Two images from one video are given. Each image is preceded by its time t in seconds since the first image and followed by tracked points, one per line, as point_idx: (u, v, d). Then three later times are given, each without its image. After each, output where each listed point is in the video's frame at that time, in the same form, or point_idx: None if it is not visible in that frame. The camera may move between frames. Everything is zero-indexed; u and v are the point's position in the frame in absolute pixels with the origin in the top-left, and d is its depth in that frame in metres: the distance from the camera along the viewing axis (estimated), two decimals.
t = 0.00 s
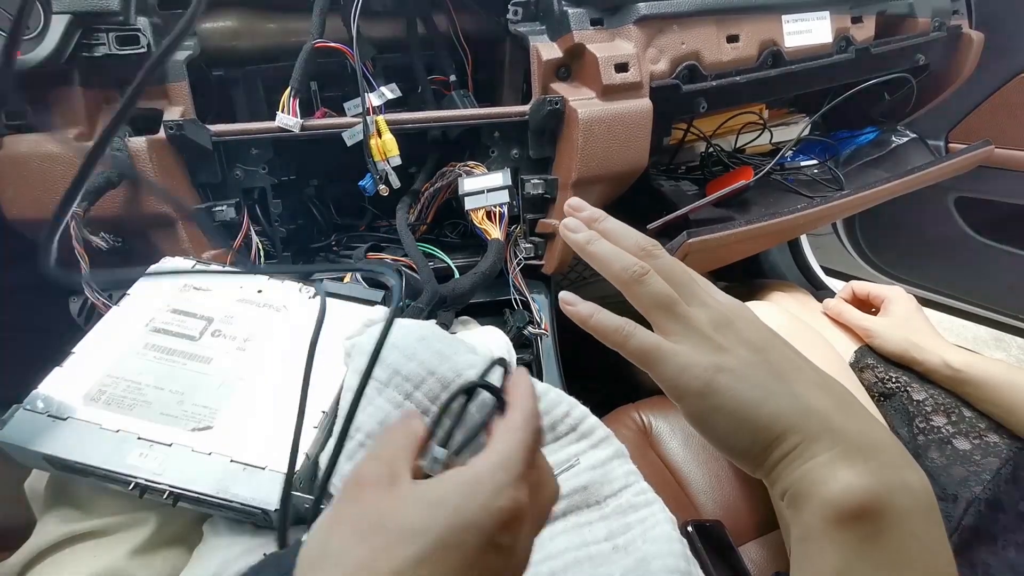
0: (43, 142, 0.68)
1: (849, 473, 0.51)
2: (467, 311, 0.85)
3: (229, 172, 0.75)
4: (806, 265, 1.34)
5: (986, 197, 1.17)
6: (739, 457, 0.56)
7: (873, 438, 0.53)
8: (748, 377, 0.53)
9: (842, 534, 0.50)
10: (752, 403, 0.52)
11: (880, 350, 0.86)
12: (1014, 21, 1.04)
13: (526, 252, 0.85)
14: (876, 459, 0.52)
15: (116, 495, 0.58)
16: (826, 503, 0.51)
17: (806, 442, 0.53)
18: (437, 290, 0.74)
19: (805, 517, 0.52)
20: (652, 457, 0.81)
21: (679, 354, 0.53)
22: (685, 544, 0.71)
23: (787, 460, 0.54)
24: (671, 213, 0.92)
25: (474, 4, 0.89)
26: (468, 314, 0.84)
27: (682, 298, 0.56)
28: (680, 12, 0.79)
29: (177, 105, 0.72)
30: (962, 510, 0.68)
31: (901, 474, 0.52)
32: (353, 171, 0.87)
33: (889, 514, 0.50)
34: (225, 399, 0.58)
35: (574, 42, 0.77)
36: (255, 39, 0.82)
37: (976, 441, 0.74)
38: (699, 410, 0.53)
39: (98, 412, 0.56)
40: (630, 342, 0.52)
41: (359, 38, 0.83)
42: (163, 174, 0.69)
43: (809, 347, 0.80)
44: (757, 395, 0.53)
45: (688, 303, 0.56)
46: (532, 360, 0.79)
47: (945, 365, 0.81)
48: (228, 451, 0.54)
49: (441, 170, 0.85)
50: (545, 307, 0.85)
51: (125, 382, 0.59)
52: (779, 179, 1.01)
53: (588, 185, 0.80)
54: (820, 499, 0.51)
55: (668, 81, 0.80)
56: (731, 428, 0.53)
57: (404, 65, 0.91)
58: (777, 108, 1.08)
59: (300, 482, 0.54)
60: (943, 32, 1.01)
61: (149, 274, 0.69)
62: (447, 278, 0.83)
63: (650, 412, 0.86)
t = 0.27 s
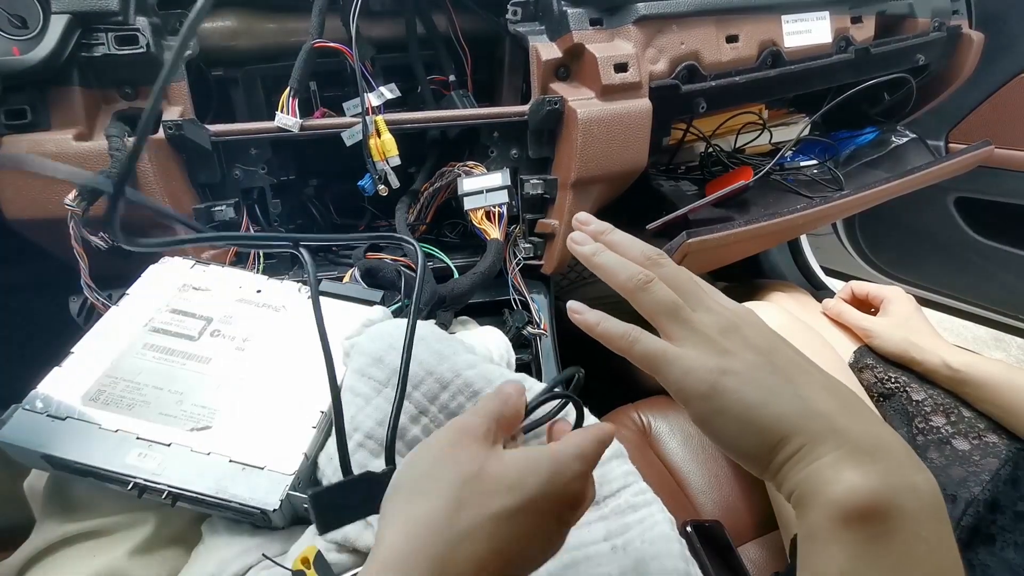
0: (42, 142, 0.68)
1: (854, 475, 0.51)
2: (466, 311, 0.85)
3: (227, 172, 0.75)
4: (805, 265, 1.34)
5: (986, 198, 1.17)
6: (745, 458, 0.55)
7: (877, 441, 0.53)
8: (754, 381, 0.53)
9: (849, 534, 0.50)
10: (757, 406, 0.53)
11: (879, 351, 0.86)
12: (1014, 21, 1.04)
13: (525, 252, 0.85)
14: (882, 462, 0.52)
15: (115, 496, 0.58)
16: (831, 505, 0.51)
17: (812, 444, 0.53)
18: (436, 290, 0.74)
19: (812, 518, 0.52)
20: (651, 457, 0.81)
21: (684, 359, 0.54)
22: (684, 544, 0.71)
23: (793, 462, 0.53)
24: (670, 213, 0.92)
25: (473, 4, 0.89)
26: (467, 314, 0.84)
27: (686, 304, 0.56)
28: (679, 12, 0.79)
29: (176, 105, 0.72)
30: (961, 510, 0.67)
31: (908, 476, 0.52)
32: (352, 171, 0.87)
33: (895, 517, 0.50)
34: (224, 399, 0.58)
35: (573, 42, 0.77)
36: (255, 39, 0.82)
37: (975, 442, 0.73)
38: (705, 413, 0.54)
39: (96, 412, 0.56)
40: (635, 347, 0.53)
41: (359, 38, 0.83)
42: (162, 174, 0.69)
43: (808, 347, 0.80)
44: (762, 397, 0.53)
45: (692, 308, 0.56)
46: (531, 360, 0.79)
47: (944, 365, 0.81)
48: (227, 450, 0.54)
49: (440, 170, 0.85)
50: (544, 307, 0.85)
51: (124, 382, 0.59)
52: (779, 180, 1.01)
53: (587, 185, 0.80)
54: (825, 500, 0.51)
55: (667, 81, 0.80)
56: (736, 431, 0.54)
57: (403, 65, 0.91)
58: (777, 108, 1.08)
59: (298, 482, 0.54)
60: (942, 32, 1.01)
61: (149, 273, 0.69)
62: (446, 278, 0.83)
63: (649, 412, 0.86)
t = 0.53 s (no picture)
0: (40, 144, 0.68)
1: (856, 477, 0.51)
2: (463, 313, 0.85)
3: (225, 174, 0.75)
4: (803, 266, 1.34)
5: (984, 199, 1.17)
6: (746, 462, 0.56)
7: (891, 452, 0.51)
8: (757, 389, 0.54)
9: (852, 535, 0.49)
10: (763, 411, 0.54)
11: (876, 353, 0.87)
12: (1012, 23, 1.05)
13: (523, 254, 0.85)
14: (885, 467, 0.51)
15: (111, 497, 0.58)
16: (833, 507, 0.50)
17: (817, 447, 0.53)
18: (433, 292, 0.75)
19: (814, 519, 0.51)
20: (647, 458, 0.82)
21: (693, 366, 0.55)
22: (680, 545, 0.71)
23: (797, 465, 0.53)
24: (667, 215, 0.92)
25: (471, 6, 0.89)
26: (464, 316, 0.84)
27: (693, 317, 0.58)
28: (676, 15, 0.79)
29: (174, 107, 0.72)
30: (956, 510, 0.67)
31: (909, 480, 0.51)
32: (350, 173, 0.87)
33: (901, 520, 0.49)
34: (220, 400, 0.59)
35: (571, 44, 0.77)
36: (252, 42, 0.83)
37: (971, 443, 0.73)
38: (710, 416, 0.55)
39: (93, 414, 0.57)
40: (644, 358, 0.55)
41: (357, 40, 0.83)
42: (159, 176, 0.69)
43: (804, 348, 0.80)
44: (766, 404, 0.54)
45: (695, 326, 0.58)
46: (528, 362, 0.79)
47: (940, 367, 0.81)
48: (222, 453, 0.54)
49: (438, 172, 0.86)
50: (541, 309, 0.85)
51: (121, 385, 0.59)
52: (776, 181, 1.01)
53: (584, 187, 0.80)
54: (828, 502, 0.50)
55: (664, 83, 0.80)
56: (741, 434, 0.54)
57: (401, 67, 0.92)
58: (775, 110, 1.08)
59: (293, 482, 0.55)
60: (940, 34, 1.01)
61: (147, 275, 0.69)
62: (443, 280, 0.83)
63: (645, 413, 0.86)
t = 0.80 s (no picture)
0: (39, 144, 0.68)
1: (859, 480, 0.49)
2: (462, 313, 0.85)
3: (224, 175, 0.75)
4: (802, 266, 1.34)
5: (983, 199, 1.17)
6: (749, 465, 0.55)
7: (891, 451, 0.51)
8: (758, 393, 0.55)
9: (853, 537, 0.47)
10: (763, 414, 0.53)
11: (875, 353, 0.87)
12: (1010, 24, 1.05)
13: (521, 254, 0.85)
14: (888, 470, 0.50)
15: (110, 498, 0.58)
16: (835, 510, 0.48)
17: (820, 449, 0.51)
18: (432, 292, 0.75)
19: (815, 522, 0.50)
20: (646, 458, 0.82)
21: (692, 377, 0.56)
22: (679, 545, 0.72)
23: (800, 468, 0.52)
24: (666, 215, 0.92)
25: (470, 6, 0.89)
26: (463, 316, 0.84)
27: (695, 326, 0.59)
28: (675, 16, 0.79)
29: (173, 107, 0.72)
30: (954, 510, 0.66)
31: (914, 483, 0.49)
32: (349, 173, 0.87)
33: (904, 521, 0.47)
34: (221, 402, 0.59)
35: (570, 45, 0.77)
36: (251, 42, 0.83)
37: (970, 443, 0.73)
38: (712, 419, 0.55)
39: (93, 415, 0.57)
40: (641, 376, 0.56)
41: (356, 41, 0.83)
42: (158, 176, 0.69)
43: (804, 349, 0.80)
44: (768, 407, 0.54)
45: (693, 338, 0.59)
46: (527, 362, 0.79)
47: (939, 368, 0.81)
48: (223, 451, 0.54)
49: (436, 172, 0.86)
50: (540, 309, 0.85)
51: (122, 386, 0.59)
52: (776, 181, 1.01)
53: (583, 188, 0.80)
54: (830, 505, 0.49)
55: (663, 84, 0.81)
56: (743, 438, 0.54)
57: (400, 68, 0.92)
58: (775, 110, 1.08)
59: (293, 484, 0.55)
60: (938, 35, 1.02)
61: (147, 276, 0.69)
62: (442, 280, 0.83)
63: (645, 413, 0.86)
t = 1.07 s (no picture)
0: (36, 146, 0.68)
1: (845, 483, 0.49)
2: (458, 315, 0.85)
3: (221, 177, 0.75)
4: (799, 267, 1.34)
5: (980, 200, 1.17)
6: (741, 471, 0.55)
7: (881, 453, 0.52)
8: (749, 400, 0.56)
9: (837, 539, 0.47)
10: (753, 420, 0.54)
11: (869, 355, 0.87)
12: (1006, 25, 1.05)
13: (517, 256, 0.85)
14: (871, 474, 0.50)
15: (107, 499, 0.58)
16: (823, 512, 0.48)
17: (808, 453, 0.52)
18: (427, 294, 0.75)
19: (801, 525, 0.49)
20: (643, 460, 0.82)
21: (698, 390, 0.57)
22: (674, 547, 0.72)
23: (789, 471, 0.52)
24: (662, 217, 0.92)
25: (467, 8, 0.89)
26: (459, 318, 0.84)
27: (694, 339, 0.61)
28: (671, 17, 0.79)
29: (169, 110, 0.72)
30: (949, 511, 0.66)
31: (899, 485, 0.50)
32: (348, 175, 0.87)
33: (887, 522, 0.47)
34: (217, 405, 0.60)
35: (565, 47, 0.77)
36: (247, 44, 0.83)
37: (964, 444, 0.73)
38: (703, 426, 0.56)
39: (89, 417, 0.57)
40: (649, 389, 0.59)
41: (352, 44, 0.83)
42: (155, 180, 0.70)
43: (799, 349, 0.80)
44: (758, 412, 0.54)
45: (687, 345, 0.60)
46: (522, 363, 0.80)
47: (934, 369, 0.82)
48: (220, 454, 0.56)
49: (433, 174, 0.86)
50: (536, 311, 0.86)
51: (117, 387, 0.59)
52: (772, 183, 1.01)
53: (579, 190, 0.80)
54: (818, 508, 0.48)
55: (658, 86, 0.81)
56: (733, 442, 0.54)
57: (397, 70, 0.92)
58: (771, 111, 1.09)
59: (286, 486, 0.55)
60: (934, 37, 1.02)
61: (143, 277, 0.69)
62: (438, 281, 0.84)
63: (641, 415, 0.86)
